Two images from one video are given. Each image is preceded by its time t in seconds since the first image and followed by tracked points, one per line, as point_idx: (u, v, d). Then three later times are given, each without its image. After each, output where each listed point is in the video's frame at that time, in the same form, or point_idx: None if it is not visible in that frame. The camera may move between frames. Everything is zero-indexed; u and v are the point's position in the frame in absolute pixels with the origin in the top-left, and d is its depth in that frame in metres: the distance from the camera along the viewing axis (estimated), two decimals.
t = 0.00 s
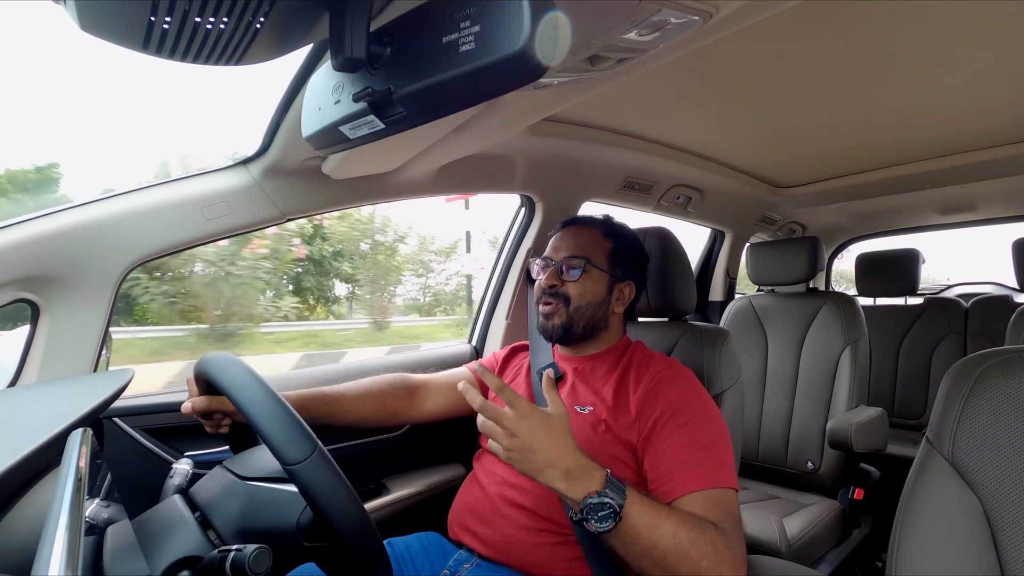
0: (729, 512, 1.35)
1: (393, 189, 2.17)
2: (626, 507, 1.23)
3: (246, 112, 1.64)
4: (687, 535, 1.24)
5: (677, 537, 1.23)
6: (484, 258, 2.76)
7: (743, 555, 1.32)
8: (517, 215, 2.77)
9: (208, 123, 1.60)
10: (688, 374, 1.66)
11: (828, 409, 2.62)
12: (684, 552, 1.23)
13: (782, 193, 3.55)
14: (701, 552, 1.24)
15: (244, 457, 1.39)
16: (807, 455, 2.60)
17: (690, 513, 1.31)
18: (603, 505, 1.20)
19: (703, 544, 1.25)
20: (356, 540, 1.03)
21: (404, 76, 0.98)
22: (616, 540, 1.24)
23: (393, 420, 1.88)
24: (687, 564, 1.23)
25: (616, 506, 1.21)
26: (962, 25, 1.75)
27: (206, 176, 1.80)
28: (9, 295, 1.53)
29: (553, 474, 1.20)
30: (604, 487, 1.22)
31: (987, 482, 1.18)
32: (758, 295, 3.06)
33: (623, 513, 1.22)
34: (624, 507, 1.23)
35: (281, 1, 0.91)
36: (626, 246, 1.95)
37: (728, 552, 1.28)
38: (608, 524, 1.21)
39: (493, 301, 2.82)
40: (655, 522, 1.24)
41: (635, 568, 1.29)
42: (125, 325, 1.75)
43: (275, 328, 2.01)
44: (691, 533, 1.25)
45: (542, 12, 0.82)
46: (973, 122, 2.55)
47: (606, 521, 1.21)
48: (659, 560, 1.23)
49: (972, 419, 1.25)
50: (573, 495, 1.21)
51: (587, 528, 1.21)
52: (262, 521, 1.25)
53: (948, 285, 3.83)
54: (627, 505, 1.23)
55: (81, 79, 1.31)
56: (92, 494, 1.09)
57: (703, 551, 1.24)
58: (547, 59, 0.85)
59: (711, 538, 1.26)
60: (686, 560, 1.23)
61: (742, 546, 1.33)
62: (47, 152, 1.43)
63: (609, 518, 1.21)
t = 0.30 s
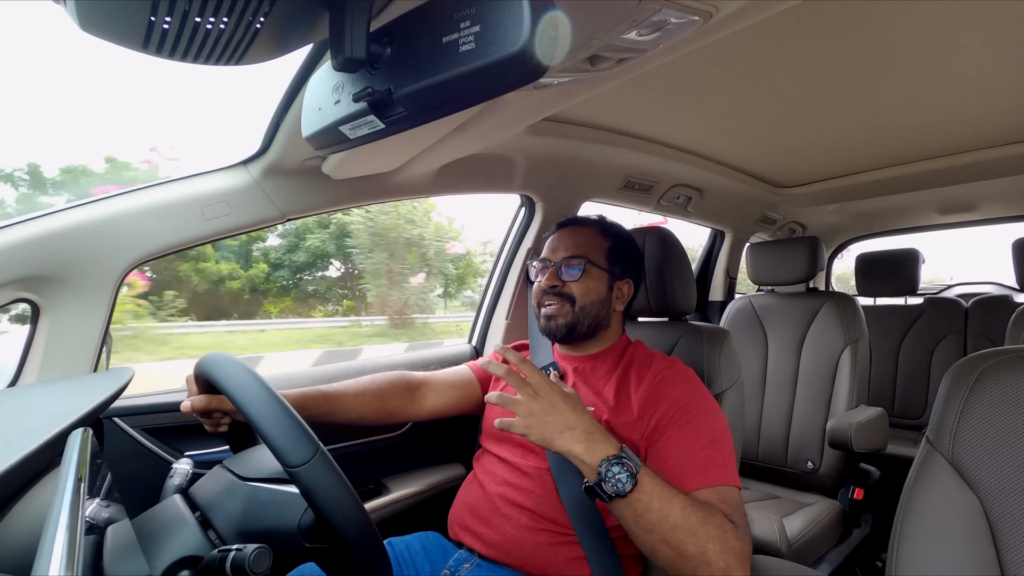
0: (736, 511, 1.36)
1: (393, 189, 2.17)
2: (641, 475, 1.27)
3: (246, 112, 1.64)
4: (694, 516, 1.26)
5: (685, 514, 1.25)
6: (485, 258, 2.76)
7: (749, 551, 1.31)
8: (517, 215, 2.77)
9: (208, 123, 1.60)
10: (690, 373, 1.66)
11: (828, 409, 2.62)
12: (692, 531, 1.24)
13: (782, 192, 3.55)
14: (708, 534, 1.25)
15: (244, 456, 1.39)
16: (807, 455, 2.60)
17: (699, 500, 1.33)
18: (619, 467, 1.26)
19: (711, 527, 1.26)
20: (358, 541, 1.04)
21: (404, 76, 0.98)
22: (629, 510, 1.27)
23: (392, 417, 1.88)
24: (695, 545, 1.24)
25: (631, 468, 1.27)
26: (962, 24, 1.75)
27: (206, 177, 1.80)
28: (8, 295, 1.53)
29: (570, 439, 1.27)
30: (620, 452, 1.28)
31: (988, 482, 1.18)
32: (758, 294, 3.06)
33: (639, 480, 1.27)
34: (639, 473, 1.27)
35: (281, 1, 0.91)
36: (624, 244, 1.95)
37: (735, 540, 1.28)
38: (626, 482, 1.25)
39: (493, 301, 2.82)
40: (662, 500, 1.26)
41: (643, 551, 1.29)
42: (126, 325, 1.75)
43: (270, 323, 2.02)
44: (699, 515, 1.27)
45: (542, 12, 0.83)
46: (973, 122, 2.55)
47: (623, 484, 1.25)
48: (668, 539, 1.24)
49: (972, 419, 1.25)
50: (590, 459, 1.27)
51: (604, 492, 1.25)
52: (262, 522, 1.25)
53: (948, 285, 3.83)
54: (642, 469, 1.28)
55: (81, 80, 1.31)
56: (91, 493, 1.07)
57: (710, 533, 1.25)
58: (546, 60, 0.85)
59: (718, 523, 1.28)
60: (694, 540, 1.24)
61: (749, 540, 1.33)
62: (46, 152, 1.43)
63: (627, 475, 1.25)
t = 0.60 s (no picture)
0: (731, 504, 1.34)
1: (393, 189, 2.17)
2: (633, 492, 1.21)
3: (246, 112, 1.63)
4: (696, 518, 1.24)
5: (686, 518, 1.23)
6: (485, 258, 2.76)
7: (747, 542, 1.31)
8: (517, 215, 2.77)
9: (207, 123, 1.59)
10: (689, 371, 1.65)
11: (827, 409, 2.62)
12: (694, 534, 1.23)
13: (782, 192, 3.55)
14: (709, 533, 1.24)
15: (243, 456, 1.39)
16: (807, 455, 2.60)
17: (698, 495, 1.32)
18: (608, 488, 1.19)
19: (712, 524, 1.25)
20: (360, 544, 1.04)
21: (404, 76, 0.98)
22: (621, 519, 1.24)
23: (391, 417, 1.88)
24: (696, 546, 1.23)
25: (620, 491, 1.19)
26: (962, 24, 1.75)
27: (205, 176, 1.80)
28: (9, 295, 1.54)
29: (559, 455, 1.17)
30: (612, 471, 1.20)
31: (988, 483, 1.18)
32: (758, 294, 3.06)
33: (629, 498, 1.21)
34: (632, 491, 1.21)
35: (281, 1, 0.91)
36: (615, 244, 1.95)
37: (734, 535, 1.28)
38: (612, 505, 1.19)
39: (493, 301, 2.82)
40: (664, 504, 1.23)
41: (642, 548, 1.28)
42: (126, 324, 1.75)
43: (272, 320, 2.00)
44: (701, 515, 1.25)
45: (543, 11, 0.83)
46: (973, 122, 2.55)
47: (610, 505, 1.19)
48: (668, 541, 1.23)
49: (972, 419, 1.25)
50: (580, 474, 1.20)
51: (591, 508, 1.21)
52: (263, 524, 1.26)
53: (948, 285, 3.83)
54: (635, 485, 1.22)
55: (81, 80, 1.31)
56: (92, 493, 1.03)
57: (712, 532, 1.24)
58: (546, 60, 0.85)
59: (718, 520, 1.27)
60: (696, 543, 1.23)
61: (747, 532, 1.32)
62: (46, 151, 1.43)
63: (614, 498, 1.19)
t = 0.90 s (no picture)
0: (728, 515, 1.35)
1: (393, 189, 2.17)
2: (600, 563, 1.20)
3: (246, 112, 1.63)
4: (670, 564, 1.22)
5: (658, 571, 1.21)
6: (485, 258, 2.76)
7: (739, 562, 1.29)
8: (517, 215, 2.77)
9: (207, 123, 1.59)
10: (688, 374, 1.66)
11: (827, 409, 2.62)
12: None
13: (782, 193, 3.54)
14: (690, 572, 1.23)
15: (244, 457, 1.39)
16: (807, 455, 2.60)
17: (683, 528, 1.30)
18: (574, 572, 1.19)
19: (690, 565, 1.23)
20: (359, 547, 1.04)
21: (404, 75, 0.98)
22: None
23: (391, 417, 1.88)
24: None
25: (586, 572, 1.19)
26: (962, 24, 1.75)
27: (205, 176, 1.80)
28: (8, 295, 1.53)
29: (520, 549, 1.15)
30: (572, 554, 1.19)
31: (988, 482, 1.18)
32: (758, 294, 3.06)
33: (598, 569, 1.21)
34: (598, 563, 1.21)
35: (281, 0, 0.90)
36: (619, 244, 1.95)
37: (718, 562, 1.25)
38: None
39: (493, 301, 2.82)
40: (632, 560, 1.23)
41: None
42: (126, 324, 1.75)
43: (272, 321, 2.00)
44: (676, 560, 1.23)
45: (542, 11, 0.82)
46: (972, 122, 2.55)
47: None
48: None
49: (972, 419, 1.25)
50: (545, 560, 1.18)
51: None
52: (264, 525, 1.26)
53: (948, 285, 3.82)
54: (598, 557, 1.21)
55: (81, 81, 1.30)
56: (93, 494, 1.03)
57: None
58: (546, 61, 0.85)
59: (698, 558, 1.24)
60: None
61: (740, 550, 1.32)
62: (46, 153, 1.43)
63: None
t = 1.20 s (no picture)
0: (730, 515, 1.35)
1: (393, 189, 2.17)
2: (630, 484, 1.27)
3: (246, 112, 1.63)
4: (689, 522, 1.25)
5: (679, 520, 1.25)
6: (485, 257, 2.76)
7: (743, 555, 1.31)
8: (517, 215, 2.77)
9: (207, 123, 1.59)
10: (690, 375, 1.66)
11: (828, 409, 2.62)
12: (685, 537, 1.24)
13: (782, 193, 3.55)
14: (703, 542, 1.24)
15: (243, 457, 1.39)
16: (807, 455, 2.60)
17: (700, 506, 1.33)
18: (607, 477, 1.27)
19: (706, 534, 1.25)
20: (361, 550, 1.04)
21: (404, 75, 0.98)
22: (620, 514, 1.29)
23: (391, 417, 1.88)
24: (687, 549, 1.23)
25: (618, 481, 1.27)
26: (961, 24, 1.75)
27: (205, 177, 1.80)
28: (8, 295, 1.54)
29: (564, 442, 1.33)
30: (613, 461, 1.29)
31: (988, 482, 1.18)
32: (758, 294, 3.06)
33: (627, 489, 1.27)
34: (628, 485, 1.27)
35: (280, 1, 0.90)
36: (625, 244, 1.95)
37: (732, 548, 1.28)
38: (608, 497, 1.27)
39: (493, 301, 2.82)
40: (658, 501, 1.27)
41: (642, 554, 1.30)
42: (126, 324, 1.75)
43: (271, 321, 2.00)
44: (695, 523, 1.26)
45: (542, 11, 0.82)
46: (973, 121, 2.55)
47: (607, 494, 1.27)
48: (659, 541, 1.25)
49: (972, 418, 1.25)
50: (582, 462, 1.31)
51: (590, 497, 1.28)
52: (263, 526, 1.27)
53: (948, 285, 3.82)
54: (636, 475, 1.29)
55: (83, 82, 1.30)
56: (92, 494, 1.01)
57: (705, 540, 1.25)
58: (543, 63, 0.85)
59: (714, 531, 1.27)
60: (687, 546, 1.23)
61: (745, 549, 1.32)
62: (48, 152, 1.43)
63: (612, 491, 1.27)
